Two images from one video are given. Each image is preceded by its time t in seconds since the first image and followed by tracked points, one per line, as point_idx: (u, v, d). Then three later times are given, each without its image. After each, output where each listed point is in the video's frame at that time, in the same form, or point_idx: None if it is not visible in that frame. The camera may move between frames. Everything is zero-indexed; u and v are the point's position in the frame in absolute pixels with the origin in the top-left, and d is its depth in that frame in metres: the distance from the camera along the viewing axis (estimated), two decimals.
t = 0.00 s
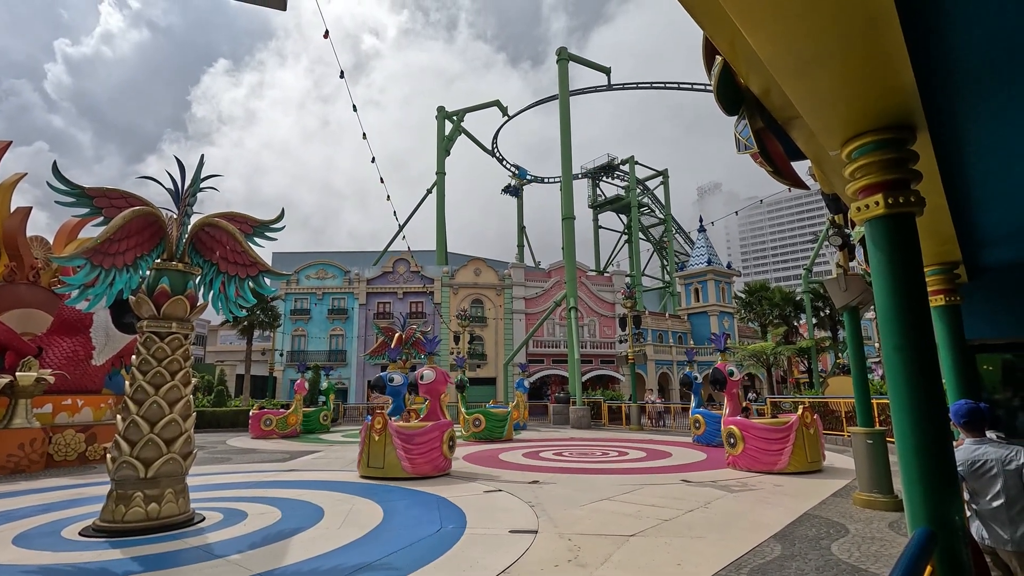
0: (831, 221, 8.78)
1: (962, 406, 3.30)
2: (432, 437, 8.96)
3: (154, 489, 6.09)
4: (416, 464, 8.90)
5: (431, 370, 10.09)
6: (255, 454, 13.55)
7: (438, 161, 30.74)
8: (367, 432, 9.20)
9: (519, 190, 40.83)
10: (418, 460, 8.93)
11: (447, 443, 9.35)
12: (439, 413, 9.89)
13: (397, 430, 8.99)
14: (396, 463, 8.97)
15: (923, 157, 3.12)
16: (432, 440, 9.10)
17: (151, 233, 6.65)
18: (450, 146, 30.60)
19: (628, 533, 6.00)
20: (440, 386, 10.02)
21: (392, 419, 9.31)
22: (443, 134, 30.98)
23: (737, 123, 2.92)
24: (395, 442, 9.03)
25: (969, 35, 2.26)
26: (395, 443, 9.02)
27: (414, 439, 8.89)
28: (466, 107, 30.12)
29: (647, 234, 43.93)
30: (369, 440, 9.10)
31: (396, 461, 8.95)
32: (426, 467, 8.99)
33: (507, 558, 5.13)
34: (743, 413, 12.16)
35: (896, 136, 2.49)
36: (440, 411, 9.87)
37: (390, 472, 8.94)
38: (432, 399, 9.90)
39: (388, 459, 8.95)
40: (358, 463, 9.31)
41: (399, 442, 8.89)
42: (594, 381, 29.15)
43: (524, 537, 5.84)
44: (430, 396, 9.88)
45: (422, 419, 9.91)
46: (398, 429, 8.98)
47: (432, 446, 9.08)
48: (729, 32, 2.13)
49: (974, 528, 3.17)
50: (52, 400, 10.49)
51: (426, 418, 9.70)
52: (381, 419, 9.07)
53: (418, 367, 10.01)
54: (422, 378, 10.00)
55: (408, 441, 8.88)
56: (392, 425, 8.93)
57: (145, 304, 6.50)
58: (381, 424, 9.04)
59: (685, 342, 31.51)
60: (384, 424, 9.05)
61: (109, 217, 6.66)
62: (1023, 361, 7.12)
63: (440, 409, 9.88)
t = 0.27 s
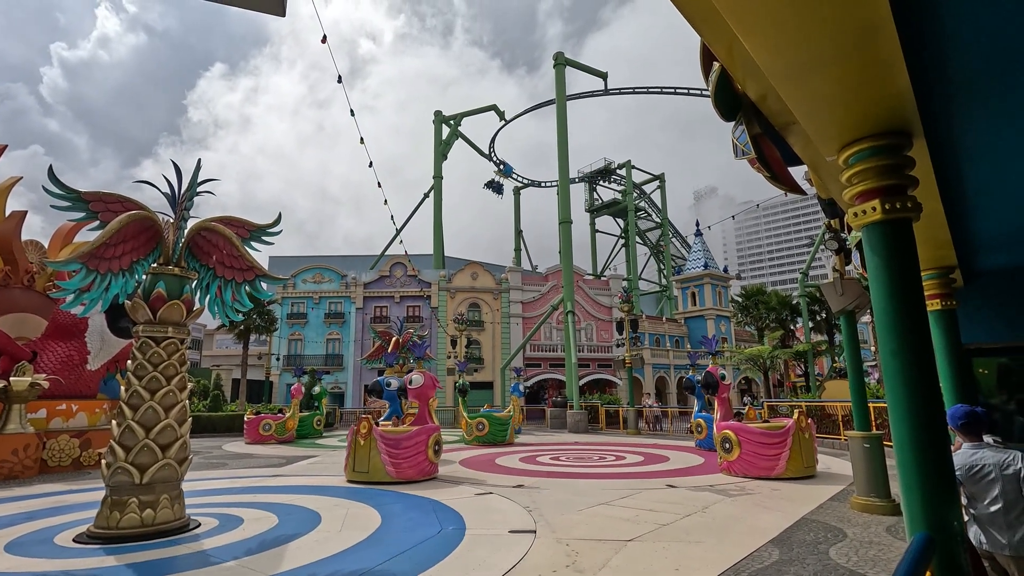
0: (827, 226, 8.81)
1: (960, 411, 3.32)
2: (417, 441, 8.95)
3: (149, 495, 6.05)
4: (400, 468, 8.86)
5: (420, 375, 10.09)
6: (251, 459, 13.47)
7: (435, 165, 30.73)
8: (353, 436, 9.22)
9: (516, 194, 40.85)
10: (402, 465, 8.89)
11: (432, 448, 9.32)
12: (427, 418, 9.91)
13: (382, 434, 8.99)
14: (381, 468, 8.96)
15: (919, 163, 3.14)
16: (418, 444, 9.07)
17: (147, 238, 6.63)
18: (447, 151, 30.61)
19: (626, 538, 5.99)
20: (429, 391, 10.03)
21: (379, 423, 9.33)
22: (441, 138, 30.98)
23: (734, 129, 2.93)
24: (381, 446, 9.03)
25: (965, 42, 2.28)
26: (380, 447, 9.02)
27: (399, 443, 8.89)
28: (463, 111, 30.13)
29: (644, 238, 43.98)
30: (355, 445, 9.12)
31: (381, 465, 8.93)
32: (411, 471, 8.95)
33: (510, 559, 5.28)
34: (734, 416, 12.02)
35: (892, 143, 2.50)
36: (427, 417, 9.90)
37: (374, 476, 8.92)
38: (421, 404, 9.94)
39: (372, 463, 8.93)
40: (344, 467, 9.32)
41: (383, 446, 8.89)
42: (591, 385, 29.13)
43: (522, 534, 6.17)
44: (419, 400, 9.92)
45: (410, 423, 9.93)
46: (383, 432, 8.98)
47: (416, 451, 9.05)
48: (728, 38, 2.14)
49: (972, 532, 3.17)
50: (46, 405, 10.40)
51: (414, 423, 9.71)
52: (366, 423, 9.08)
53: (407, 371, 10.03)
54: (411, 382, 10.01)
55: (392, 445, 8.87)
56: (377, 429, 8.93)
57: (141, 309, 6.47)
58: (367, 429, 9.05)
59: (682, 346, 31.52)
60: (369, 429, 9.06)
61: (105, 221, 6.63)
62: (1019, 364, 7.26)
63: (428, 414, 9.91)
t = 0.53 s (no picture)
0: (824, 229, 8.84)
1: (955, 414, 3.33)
2: (400, 445, 8.91)
3: (144, 501, 6.01)
4: (385, 473, 8.85)
5: (408, 379, 10.02)
6: (247, 464, 13.39)
7: (432, 169, 30.73)
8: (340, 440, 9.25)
9: (513, 198, 40.87)
10: (386, 469, 8.88)
11: (418, 452, 9.28)
12: (415, 422, 9.84)
13: (366, 438, 8.98)
14: (366, 472, 8.97)
15: (915, 167, 3.15)
16: (402, 449, 9.03)
17: (143, 241, 6.60)
18: (444, 154, 30.61)
19: (624, 542, 5.97)
20: (417, 395, 9.99)
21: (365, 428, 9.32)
22: (438, 142, 30.99)
23: (731, 133, 2.94)
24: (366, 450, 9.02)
25: (960, 47, 2.29)
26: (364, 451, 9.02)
27: (383, 448, 8.87)
28: (461, 115, 30.15)
29: (641, 241, 44.04)
30: (341, 448, 9.15)
31: (365, 469, 8.93)
32: (395, 476, 8.92)
33: (508, 564, 5.26)
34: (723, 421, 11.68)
35: (889, 147, 2.51)
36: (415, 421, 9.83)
37: (358, 480, 8.95)
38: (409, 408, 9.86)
39: (357, 467, 8.95)
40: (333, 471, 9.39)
41: (367, 450, 8.88)
42: (588, 389, 29.13)
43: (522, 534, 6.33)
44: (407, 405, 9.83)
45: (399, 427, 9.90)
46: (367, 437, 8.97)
47: (401, 455, 9.00)
48: (724, 43, 2.15)
49: (970, 536, 3.17)
50: (40, 410, 10.27)
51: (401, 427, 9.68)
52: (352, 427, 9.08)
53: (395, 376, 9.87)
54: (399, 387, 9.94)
55: (376, 449, 8.86)
56: (361, 433, 8.92)
57: (136, 313, 6.44)
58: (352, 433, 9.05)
59: (679, 349, 31.53)
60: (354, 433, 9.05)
61: (101, 225, 6.61)
62: (1014, 368, 7.26)
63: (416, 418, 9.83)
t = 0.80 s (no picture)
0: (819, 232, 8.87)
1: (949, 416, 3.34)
2: (386, 450, 8.90)
3: (138, 506, 5.97)
4: (370, 477, 8.84)
5: (396, 383, 10.01)
6: (243, 468, 13.32)
7: (428, 172, 30.75)
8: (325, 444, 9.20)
9: (509, 201, 40.89)
10: (371, 473, 8.87)
11: (403, 456, 9.28)
12: (402, 426, 9.87)
13: (351, 442, 8.95)
14: (351, 477, 8.94)
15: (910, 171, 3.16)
16: (387, 453, 9.03)
17: (139, 244, 6.58)
18: (441, 158, 30.63)
19: (621, 546, 5.95)
20: (406, 399, 10.00)
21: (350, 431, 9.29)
22: (434, 145, 31.00)
23: (727, 137, 2.95)
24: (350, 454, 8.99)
25: (953, 51, 2.31)
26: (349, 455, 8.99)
27: (369, 452, 8.86)
28: (457, 119, 30.18)
29: (637, 245, 44.11)
30: (325, 452, 9.10)
31: (350, 473, 8.91)
32: (380, 480, 8.92)
33: (505, 568, 5.23)
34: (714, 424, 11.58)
35: (883, 151, 2.53)
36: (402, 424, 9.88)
37: (343, 485, 8.92)
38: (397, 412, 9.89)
39: (341, 472, 8.92)
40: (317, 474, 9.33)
41: (352, 455, 8.85)
42: (585, 392, 29.12)
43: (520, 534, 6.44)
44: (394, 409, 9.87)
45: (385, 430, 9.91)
46: (352, 441, 8.93)
47: (386, 459, 9.01)
48: (719, 48, 2.16)
49: (967, 539, 3.17)
50: (34, 414, 10.27)
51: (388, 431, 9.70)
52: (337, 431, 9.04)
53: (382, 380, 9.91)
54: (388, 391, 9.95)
55: (361, 453, 8.84)
56: (346, 438, 8.88)
57: (131, 317, 6.40)
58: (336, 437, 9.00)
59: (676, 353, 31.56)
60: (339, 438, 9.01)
61: (96, 228, 6.58)
62: (1009, 371, 7.29)
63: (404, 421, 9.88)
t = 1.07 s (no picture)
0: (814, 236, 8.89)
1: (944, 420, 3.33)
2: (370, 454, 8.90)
3: (131, 512, 5.92)
4: (354, 482, 8.82)
5: (383, 388, 10.02)
6: (237, 474, 13.24)
7: (425, 177, 30.75)
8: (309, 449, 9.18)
9: (506, 205, 40.91)
10: (354, 478, 8.84)
11: (387, 462, 9.27)
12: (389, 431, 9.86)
13: (335, 447, 8.93)
14: (335, 482, 8.90)
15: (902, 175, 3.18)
16: (371, 457, 9.02)
17: (133, 249, 6.55)
18: (438, 163, 30.64)
19: (617, 551, 5.93)
20: (393, 404, 9.97)
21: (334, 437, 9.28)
22: (431, 150, 31.01)
23: (722, 141, 2.96)
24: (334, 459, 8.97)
25: (946, 56, 2.32)
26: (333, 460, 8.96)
27: (352, 457, 8.84)
28: (454, 123, 30.21)
29: (634, 249, 44.18)
30: (309, 458, 9.06)
31: (334, 478, 8.88)
32: (363, 485, 8.89)
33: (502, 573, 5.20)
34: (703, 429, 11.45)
35: (876, 155, 2.54)
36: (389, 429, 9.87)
37: (326, 490, 8.88)
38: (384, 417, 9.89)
39: (325, 477, 8.87)
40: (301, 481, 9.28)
41: (335, 459, 8.83)
42: (582, 396, 29.09)
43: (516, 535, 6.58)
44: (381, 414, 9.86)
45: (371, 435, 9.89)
46: (336, 446, 8.92)
47: (369, 464, 8.99)
48: (714, 53, 2.17)
49: (962, 542, 3.17)
50: (26, 420, 10.14)
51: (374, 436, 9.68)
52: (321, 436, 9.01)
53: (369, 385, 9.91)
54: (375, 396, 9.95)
55: (345, 458, 8.82)
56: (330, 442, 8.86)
57: (125, 321, 6.37)
58: (321, 441, 8.98)
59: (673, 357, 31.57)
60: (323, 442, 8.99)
61: (90, 232, 6.55)
62: (1004, 374, 7.22)
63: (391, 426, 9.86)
